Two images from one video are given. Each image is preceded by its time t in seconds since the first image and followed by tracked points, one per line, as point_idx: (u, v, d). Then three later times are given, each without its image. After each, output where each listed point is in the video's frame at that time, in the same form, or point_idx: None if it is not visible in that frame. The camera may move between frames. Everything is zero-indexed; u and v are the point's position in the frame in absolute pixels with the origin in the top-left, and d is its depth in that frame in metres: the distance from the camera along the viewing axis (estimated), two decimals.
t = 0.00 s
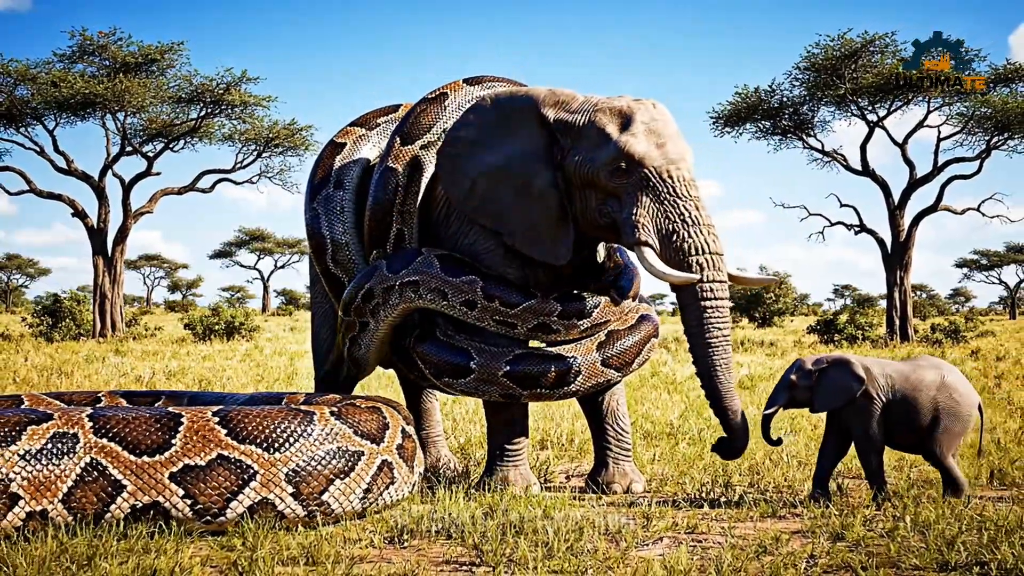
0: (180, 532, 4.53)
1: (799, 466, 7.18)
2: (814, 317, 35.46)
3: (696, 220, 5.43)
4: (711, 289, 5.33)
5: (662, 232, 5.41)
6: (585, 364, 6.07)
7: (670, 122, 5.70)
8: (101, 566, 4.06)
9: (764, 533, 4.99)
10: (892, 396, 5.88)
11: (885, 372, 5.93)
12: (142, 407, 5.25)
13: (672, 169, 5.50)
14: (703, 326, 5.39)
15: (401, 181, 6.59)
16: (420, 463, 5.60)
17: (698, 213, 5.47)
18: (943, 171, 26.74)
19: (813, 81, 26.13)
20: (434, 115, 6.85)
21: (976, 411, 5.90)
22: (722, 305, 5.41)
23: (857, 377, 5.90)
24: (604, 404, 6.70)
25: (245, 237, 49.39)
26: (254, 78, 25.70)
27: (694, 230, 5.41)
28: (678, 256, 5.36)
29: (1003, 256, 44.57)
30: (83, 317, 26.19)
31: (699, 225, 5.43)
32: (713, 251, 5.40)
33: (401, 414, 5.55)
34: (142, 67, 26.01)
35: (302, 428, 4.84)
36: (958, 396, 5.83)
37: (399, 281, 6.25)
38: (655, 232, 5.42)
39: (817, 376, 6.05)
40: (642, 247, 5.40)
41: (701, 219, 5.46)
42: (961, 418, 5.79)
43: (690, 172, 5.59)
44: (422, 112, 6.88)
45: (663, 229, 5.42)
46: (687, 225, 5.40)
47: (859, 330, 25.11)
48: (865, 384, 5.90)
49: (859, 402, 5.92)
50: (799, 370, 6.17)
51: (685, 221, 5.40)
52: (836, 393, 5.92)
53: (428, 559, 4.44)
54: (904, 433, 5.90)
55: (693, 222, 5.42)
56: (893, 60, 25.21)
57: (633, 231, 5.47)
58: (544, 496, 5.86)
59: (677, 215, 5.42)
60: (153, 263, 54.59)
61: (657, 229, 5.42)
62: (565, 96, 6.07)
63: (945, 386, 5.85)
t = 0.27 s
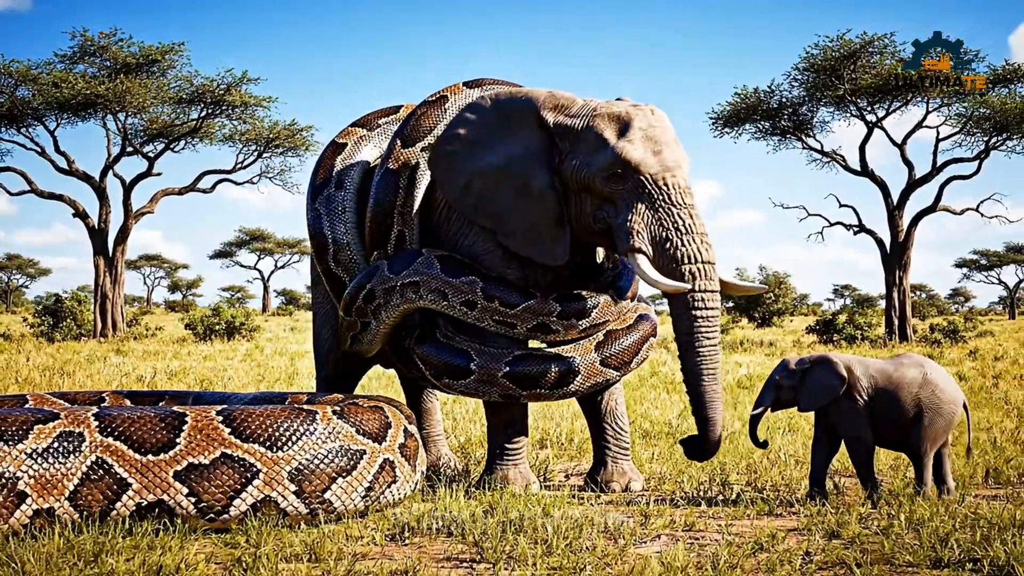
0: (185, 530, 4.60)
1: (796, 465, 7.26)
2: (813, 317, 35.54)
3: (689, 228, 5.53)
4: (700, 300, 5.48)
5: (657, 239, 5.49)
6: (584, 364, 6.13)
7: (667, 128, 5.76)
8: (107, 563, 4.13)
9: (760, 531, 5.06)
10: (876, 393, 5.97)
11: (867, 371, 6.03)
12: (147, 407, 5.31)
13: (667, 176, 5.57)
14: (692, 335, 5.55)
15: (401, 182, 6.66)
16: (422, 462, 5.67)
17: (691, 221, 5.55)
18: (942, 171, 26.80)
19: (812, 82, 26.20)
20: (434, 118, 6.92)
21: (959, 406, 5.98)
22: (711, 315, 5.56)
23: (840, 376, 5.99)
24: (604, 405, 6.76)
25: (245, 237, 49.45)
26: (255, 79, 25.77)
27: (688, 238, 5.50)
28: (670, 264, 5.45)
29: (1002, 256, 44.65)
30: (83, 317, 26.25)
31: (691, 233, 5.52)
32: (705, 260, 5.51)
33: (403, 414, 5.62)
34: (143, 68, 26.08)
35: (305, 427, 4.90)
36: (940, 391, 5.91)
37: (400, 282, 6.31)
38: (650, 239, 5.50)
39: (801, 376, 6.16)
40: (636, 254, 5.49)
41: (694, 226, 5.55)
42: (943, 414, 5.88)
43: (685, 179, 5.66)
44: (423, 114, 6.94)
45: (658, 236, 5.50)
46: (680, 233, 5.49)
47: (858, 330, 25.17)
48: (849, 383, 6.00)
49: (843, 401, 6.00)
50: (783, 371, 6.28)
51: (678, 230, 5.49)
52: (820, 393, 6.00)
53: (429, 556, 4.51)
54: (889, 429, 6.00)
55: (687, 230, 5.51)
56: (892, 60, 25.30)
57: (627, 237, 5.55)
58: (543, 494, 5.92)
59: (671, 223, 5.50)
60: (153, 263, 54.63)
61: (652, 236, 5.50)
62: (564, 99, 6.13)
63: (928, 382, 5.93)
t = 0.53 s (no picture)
0: (190, 527, 4.68)
1: (793, 464, 7.34)
2: (813, 317, 35.61)
3: (683, 235, 5.60)
4: (689, 310, 5.59)
5: (650, 246, 5.57)
6: (584, 364, 6.21)
7: (664, 135, 5.83)
8: (113, 560, 4.20)
9: (757, 528, 5.13)
10: (861, 392, 6.05)
11: (852, 370, 6.11)
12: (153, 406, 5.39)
13: (662, 184, 5.64)
14: (680, 342, 5.69)
15: (402, 183, 6.74)
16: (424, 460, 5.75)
17: (685, 229, 5.63)
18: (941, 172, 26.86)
19: (811, 82, 26.27)
20: (436, 120, 6.99)
21: (943, 405, 6.07)
22: (699, 324, 5.67)
23: (825, 372, 6.07)
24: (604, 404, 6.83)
25: (246, 237, 49.51)
26: (256, 80, 25.84)
27: (680, 246, 5.58)
28: (662, 271, 5.53)
29: (1001, 256, 44.73)
30: (84, 317, 26.31)
31: (684, 241, 5.60)
32: (696, 270, 5.60)
33: (406, 413, 5.70)
34: (144, 68, 26.15)
35: (308, 425, 4.98)
36: (923, 391, 6.00)
37: (401, 282, 6.39)
38: (643, 245, 5.57)
39: (788, 372, 6.23)
40: (629, 260, 5.57)
41: (688, 234, 5.62)
42: (927, 414, 5.97)
43: (681, 186, 5.73)
44: (425, 116, 7.01)
45: (652, 242, 5.57)
46: (673, 241, 5.57)
47: (857, 331, 25.23)
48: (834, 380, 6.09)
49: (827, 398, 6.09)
50: (771, 367, 6.37)
51: (671, 237, 5.57)
52: (806, 388, 6.07)
53: (431, 553, 4.59)
54: (872, 427, 6.08)
55: (680, 238, 5.59)
56: (890, 61, 25.36)
57: (622, 243, 5.62)
58: (543, 492, 5.98)
59: (665, 231, 5.57)
60: (153, 263, 54.68)
61: (645, 242, 5.57)
62: (564, 103, 6.20)
63: (911, 382, 6.01)
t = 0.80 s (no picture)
0: (194, 525, 4.75)
1: (791, 463, 7.40)
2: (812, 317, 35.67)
3: (679, 238, 5.66)
4: (681, 314, 5.66)
5: (646, 248, 5.62)
6: (583, 364, 6.27)
7: (662, 137, 5.88)
8: (118, 557, 4.26)
9: (753, 526, 5.19)
10: (850, 391, 6.09)
11: (843, 370, 6.15)
12: (158, 405, 5.45)
13: (659, 186, 5.70)
14: (673, 345, 5.76)
15: (403, 183, 6.80)
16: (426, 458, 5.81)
17: (680, 231, 5.68)
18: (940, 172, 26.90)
19: (810, 83, 26.32)
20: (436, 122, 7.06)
21: (933, 404, 6.11)
22: (690, 326, 5.75)
23: (817, 372, 6.12)
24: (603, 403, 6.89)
25: (246, 237, 49.56)
26: (256, 80, 25.91)
27: (675, 248, 5.64)
28: (657, 273, 5.59)
29: (1001, 256, 44.81)
30: (85, 317, 26.37)
31: (679, 243, 5.66)
32: (690, 274, 5.66)
33: (407, 412, 5.76)
34: (145, 69, 26.21)
35: (311, 424, 5.04)
36: (913, 391, 6.04)
37: (403, 282, 6.45)
38: (639, 247, 5.63)
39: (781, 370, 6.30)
40: (625, 262, 5.63)
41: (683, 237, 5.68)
42: (915, 414, 6.00)
43: (678, 189, 5.79)
44: (426, 117, 7.07)
45: (648, 245, 5.63)
46: (668, 243, 5.63)
47: (856, 331, 25.29)
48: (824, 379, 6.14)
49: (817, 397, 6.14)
50: (764, 364, 6.42)
51: (667, 240, 5.62)
52: (797, 387, 6.13)
53: (432, 551, 4.65)
54: (861, 426, 6.13)
55: (675, 240, 5.65)
56: (889, 62, 25.42)
57: (618, 245, 5.68)
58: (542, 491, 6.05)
59: (661, 233, 5.62)
60: (154, 263, 54.71)
61: (641, 245, 5.63)
62: (563, 106, 6.27)
63: (901, 382, 6.05)
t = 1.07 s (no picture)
0: (198, 522, 4.81)
1: (788, 462, 7.46)
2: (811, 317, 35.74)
3: (676, 237, 5.72)
4: (678, 313, 5.72)
5: (644, 247, 5.69)
6: (582, 363, 6.32)
7: (660, 138, 5.93)
8: (123, 553, 4.32)
9: (750, 524, 5.25)
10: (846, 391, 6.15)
11: (839, 369, 6.20)
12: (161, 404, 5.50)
13: (657, 185, 5.76)
14: (672, 343, 5.82)
15: (405, 184, 6.87)
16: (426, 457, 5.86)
17: (678, 231, 5.75)
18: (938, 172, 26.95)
19: (810, 83, 26.37)
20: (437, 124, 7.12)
21: (927, 403, 6.17)
22: (688, 325, 5.81)
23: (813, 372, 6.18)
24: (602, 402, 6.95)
25: (246, 237, 49.62)
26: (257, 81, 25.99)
27: (673, 247, 5.70)
28: (655, 272, 5.66)
29: (1000, 255, 44.91)
30: (86, 317, 26.43)
31: (676, 242, 5.72)
32: (687, 273, 5.72)
33: (409, 411, 5.81)
34: (146, 70, 26.28)
35: (313, 423, 5.10)
36: (908, 391, 6.09)
37: (404, 283, 6.51)
38: (637, 246, 5.70)
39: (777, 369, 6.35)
40: (624, 262, 5.70)
41: (680, 236, 5.74)
42: (910, 413, 6.07)
43: (675, 189, 5.84)
44: (426, 119, 7.14)
45: (646, 244, 5.69)
46: (666, 242, 5.69)
47: (855, 331, 25.35)
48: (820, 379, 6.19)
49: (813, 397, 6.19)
50: (760, 363, 6.48)
51: (665, 239, 5.68)
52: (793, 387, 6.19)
53: (433, 548, 4.71)
54: (856, 426, 6.19)
55: (673, 239, 5.71)
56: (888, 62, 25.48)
57: (616, 244, 5.74)
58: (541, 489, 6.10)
59: (659, 233, 5.69)
60: (154, 263, 54.76)
61: (639, 244, 5.70)
62: (562, 107, 6.33)
63: (896, 382, 6.10)
